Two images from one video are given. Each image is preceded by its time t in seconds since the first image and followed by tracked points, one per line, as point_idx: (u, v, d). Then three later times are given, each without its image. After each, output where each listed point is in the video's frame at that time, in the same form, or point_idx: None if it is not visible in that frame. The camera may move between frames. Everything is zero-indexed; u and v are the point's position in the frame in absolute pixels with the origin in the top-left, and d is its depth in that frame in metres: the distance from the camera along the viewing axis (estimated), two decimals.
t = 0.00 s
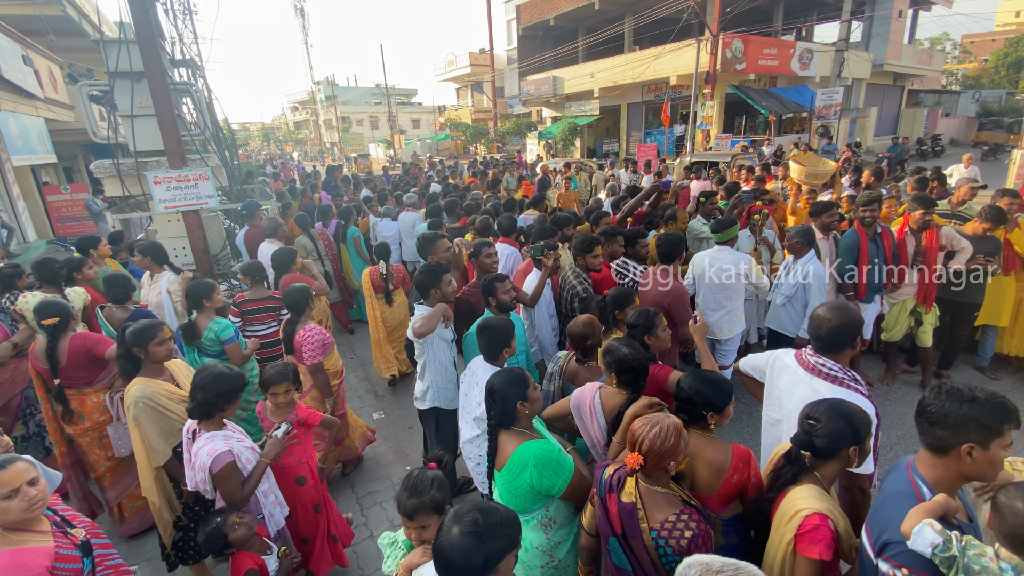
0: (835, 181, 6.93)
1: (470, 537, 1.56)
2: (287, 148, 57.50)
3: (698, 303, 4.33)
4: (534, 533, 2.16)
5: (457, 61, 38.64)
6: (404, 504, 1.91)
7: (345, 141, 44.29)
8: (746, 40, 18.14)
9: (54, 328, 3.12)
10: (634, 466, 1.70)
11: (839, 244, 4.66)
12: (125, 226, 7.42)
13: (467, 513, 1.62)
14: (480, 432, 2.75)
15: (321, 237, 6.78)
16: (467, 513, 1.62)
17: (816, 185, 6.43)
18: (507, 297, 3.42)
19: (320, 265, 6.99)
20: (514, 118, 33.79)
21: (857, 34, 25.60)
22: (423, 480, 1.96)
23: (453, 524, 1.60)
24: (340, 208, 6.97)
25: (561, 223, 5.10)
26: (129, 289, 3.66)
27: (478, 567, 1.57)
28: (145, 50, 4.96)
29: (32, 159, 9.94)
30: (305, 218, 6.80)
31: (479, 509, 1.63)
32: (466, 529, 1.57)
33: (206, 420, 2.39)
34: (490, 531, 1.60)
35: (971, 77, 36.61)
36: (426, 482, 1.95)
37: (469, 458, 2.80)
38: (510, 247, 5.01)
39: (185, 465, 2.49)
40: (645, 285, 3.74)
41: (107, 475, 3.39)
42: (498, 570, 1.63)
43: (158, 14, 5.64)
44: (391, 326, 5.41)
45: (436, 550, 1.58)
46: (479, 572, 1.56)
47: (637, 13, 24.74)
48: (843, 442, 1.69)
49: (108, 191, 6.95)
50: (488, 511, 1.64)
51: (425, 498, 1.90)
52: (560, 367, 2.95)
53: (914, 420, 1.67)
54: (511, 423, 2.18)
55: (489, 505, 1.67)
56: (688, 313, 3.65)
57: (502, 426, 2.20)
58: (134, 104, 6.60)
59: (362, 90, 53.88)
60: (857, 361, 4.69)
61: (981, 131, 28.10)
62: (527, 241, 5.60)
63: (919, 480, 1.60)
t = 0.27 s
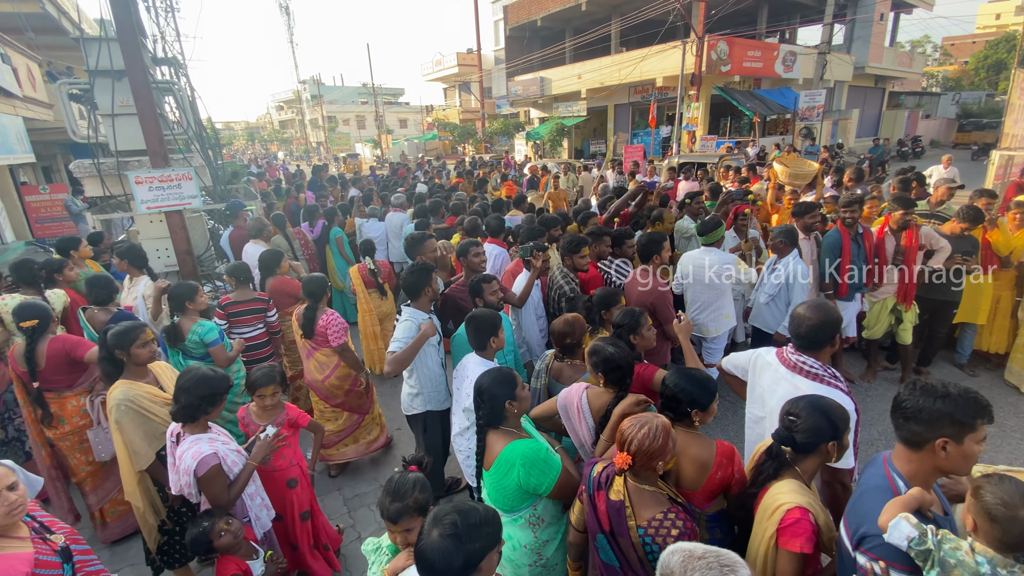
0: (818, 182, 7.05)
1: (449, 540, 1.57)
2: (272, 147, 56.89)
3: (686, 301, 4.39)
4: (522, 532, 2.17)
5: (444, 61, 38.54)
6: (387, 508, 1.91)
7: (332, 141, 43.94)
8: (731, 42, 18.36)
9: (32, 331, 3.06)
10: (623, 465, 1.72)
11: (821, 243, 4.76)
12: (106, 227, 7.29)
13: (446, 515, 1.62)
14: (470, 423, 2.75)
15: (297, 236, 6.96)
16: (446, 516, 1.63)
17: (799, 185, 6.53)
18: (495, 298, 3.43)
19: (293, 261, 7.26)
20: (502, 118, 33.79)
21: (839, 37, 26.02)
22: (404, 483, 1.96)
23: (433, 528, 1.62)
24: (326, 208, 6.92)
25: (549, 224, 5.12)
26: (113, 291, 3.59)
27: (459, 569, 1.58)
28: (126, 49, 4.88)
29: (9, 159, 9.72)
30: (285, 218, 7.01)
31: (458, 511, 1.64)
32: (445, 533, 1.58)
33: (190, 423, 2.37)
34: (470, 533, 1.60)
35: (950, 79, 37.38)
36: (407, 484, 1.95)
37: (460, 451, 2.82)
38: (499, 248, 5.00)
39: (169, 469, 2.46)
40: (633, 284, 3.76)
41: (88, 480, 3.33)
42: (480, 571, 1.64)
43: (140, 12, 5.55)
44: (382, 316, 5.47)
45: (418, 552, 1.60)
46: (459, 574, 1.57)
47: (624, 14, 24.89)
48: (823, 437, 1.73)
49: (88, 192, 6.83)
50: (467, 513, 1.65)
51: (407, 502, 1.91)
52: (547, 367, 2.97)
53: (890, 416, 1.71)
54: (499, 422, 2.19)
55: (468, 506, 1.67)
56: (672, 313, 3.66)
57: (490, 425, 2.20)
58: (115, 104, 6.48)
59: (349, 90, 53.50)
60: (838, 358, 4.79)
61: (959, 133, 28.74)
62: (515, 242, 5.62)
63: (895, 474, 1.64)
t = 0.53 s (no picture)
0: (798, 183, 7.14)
1: (438, 538, 1.57)
2: (254, 147, 56.09)
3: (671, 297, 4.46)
4: (507, 530, 2.18)
5: (429, 60, 38.40)
6: (371, 508, 1.91)
7: (315, 141, 43.48)
8: (713, 44, 18.60)
9: (6, 333, 2.99)
10: (606, 463, 1.74)
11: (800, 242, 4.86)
12: (82, 227, 7.13)
13: (436, 512, 1.63)
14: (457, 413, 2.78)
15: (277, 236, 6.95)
16: (436, 513, 1.63)
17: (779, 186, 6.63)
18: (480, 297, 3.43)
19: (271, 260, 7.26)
20: (487, 118, 33.78)
21: (818, 40, 26.51)
22: (388, 482, 1.96)
23: (422, 524, 1.62)
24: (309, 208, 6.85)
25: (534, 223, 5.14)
26: (86, 294, 3.50)
27: (446, 567, 1.58)
28: (102, 46, 4.78)
29: None
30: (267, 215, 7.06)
31: (447, 509, 1.64)
32: (434, 530, 1.59)
33: (169, 426, 2.34)
34: (458, 531, 1.61)
35: (926, 81, 38.32)
36: (392, 482, 1.95)
37: (447, 442, 2.89)
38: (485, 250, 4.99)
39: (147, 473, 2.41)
40: (617, 283, 3.79)
41: (65, 485, 3.26)
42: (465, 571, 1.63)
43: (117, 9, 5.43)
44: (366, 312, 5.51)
45: (404, 549, 1.59)
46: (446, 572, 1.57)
47: (608, 16, 25.07)
48: (798, 431, 1.77)
49: (63, 192, 6.68)
50: (456, 511, 1.66)
51: (392, 499, 1.91)
52: (531, 365, 2.98)
53: (863, 411, 1.76)
54: (484, 420, 2.20)
55: (457, 504, 1.68)
56: (652, 312, 3.69)
57: (475, 423, 2.21)
58: (91, 101, 6.35)
59: (332, 89, 53.01)
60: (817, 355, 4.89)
61: (933, 134, 29.48)
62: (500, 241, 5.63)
63: (867, 466, 1.69)
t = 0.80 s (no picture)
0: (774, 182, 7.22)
1: (420, 538, 1.58)
2: (233, 146, 55.15)
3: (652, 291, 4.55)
4: (488, 527, 2.19)
5: (412, 60, 38.21)
6: (353, 505, 1.90)
7: (296, 140, 42.94)
8: (693, 46, 18.86)
9: None
10: (583, 459, 1.77)
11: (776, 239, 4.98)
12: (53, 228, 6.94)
13: (419, 512, 1.64)
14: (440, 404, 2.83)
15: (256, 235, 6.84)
16: (418, 513, 1.64)
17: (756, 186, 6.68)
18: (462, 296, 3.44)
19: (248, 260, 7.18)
20: (471, 118, 33.73)
21: (795, 43, 27.04)
22: (372, 477, 1.95)
23: (402, 524, 1.62)
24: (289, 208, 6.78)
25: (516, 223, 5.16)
26: (52, 296, 3.43)
27: (425, 568, 1.58)
28: (73, 42, 4.65)
29: None
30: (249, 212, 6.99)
31: (431, 510, 1.65)
32: (416, 529, 1.59)
33: (143, 429, 2.30)
34: (440, 530, 1.62)
35: (899, 84, 39.33)
36: (374, 478, 1.95)
37: (432, 433, 2.98)
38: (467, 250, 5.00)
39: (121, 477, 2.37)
40: (598, 280, 3.82)
41: (37, 491, 3.19)
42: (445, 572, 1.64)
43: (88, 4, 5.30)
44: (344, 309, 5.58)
45: (384, 547, 1.59)
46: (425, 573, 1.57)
47: (590, 17, 25.24)
48: (769, 423, 1.81)
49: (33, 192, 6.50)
50: (441, 514, 1.66)
51: (375, 495, 1.90)
52: (513, 363, 3.01)
53: (830, 404, 1.81)
54: (464, 418, 2.21)
55: (441, 506, 1.69)
56: (630, 311, 3.73)
57: (455, 421, 2.22)
58: (62, 99, 6.18)
59: (313, 88, 52.40)
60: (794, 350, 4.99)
61: (906, 136, 30.27)
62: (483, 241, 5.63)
63: (833, 457, 1.74)
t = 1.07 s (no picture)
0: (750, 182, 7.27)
1: (396, 538, 1.59)
2: (212, 146, 54.17)
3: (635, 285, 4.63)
4: (468, 525, 2.21)
5: (393, 59, 37.94)
6: (329, 506, 1.90)
7: (276, 140, 42.33)
8: (673, 48, 19.09)
9: None
10: (558, 454, 1.80)
11: (751, 237, 5.10)
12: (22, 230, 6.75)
13: (396, 514, 1.65)
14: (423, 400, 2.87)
15: (235, 234, 6.75)
16: (396, 514, 1.65)
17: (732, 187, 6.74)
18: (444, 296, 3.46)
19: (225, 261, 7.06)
20: (454, 119, 33.63)
21: (772, 45, 27.55)
22: (347, 479, 1.96)
23: (380, 525, 1.62)
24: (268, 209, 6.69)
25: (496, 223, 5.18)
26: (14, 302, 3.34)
27: (403, 568, 1.59)
28: (41, 40, 4.54)
29: None
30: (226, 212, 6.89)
31: (409, 511, 1.66)
32: (393, 529, 1.60)
33: (115, 433, 2.26)
34: (417, 530, 1.63)
35: (873, 86, 40.30)
36: (351, 479, 1.95)
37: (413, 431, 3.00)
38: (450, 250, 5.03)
39: (93, 482, 2.33)
40: (577, 279, 3.86)
41: (8, 500, 3.12)
42: (423, 570, 1.65)
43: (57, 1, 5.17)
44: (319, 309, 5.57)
45: (361, 547, 1.60)
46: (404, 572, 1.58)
47: (571, 18, 25.36)
48: (738, 416, 1.87)
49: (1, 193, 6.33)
50: (418, 514, 1.68)
51: (351, 496, 1.91)
52: (494, 362, 3.04)
53: (797, 397, 1.87)
54: (442, 418, 2.22)
55: (418, 506, 1.71)
56: (606, 309, 3.76)
57: (433, 421, 2.23)
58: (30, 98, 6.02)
59: (293, 87, 51.72)
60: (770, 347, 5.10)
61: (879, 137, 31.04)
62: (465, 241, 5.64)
63: (798, 448, 1.80)
